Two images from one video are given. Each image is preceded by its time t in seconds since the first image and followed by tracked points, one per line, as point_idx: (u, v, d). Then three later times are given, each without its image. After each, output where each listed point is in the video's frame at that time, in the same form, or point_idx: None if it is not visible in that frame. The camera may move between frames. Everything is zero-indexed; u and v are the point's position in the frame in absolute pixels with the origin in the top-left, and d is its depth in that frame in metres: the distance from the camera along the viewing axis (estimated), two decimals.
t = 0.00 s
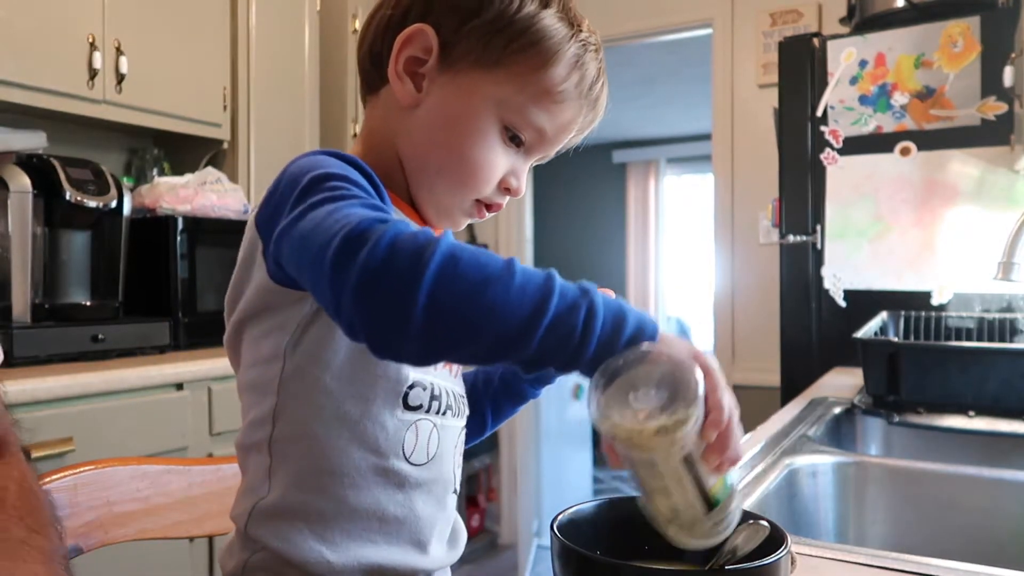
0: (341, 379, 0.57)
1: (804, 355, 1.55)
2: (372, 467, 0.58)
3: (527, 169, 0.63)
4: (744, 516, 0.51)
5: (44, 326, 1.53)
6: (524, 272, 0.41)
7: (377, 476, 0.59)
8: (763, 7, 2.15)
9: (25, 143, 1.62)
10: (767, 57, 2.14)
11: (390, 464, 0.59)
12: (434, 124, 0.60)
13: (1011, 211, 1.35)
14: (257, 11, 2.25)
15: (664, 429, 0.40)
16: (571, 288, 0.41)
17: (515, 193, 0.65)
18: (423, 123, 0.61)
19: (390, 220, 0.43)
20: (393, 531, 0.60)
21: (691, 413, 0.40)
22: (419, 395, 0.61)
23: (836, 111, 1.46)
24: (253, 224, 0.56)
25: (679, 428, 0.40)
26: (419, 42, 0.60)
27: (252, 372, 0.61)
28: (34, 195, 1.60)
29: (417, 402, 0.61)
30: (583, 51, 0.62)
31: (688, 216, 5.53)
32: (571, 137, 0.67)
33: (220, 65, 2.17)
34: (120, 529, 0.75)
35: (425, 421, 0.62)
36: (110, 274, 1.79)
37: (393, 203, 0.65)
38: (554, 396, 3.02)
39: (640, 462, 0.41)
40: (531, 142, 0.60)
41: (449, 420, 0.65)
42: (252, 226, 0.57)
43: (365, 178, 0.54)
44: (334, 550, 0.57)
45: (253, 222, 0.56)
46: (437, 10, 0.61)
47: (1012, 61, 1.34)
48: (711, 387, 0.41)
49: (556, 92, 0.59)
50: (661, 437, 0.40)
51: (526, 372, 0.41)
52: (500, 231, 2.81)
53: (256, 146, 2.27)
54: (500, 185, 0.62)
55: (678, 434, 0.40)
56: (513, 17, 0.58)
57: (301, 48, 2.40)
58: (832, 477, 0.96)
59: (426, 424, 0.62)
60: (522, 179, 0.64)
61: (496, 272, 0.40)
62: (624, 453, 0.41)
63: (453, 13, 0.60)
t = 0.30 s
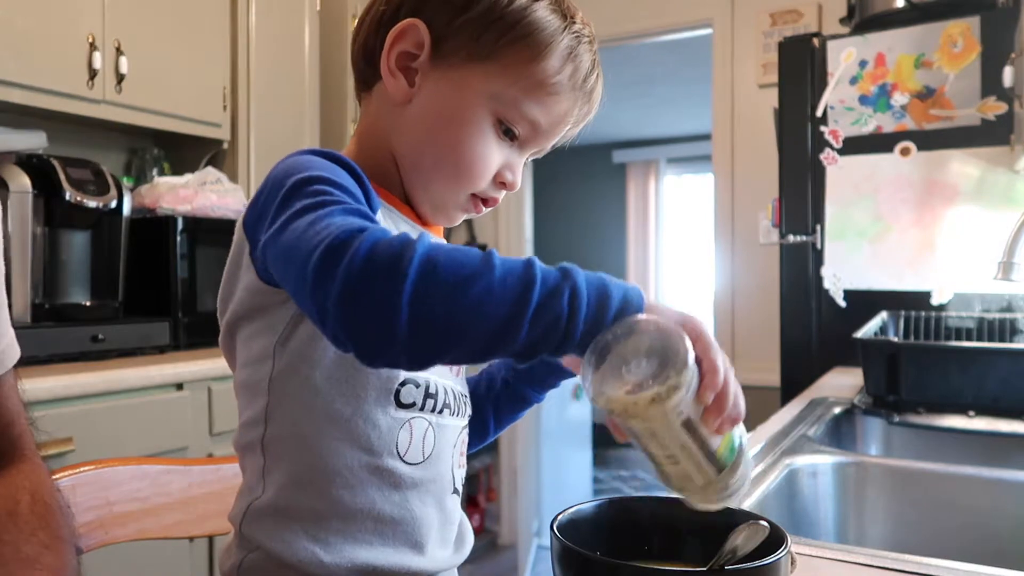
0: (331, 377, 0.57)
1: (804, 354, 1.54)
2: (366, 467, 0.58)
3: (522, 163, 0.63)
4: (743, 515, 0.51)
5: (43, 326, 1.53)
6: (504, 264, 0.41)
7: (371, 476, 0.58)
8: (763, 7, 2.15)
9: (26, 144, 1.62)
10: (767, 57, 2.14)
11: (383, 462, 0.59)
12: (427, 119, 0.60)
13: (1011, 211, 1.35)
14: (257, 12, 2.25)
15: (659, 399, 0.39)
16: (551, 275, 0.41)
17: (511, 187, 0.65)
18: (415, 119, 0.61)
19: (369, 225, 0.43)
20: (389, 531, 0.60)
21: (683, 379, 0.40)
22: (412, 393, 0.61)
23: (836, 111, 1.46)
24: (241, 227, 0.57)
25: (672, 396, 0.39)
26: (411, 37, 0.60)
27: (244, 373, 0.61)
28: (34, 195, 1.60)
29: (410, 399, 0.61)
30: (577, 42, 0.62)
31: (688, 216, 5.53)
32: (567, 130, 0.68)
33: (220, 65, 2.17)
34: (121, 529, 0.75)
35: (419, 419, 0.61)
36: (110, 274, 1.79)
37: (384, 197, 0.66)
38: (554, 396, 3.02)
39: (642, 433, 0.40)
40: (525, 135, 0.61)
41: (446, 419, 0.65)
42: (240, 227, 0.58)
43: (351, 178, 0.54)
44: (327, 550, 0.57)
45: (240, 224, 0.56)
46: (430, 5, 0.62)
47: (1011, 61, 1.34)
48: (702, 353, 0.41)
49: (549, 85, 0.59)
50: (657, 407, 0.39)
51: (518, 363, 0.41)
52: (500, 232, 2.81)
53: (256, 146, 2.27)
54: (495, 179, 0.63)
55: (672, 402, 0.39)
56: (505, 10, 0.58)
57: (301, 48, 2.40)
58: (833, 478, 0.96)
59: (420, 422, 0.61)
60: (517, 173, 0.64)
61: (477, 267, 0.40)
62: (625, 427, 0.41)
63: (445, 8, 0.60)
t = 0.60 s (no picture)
0: (338, 380, 0.57)
1: (804, 354, 1.54)
2: (375, 468, 0.58)
3: (522, 154, 0.64)
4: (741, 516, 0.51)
5: (43, 326, 1.53)
6: (493, 264, 0.41)
7: (380, 478, 0.58)
8: (763, 7, 2.15)
9: (28, 144, 1.67)
10: (767, 57, 2.14)
11: (392, 463, 0.59)
12: (426, 112, 0.61)
13: (1012, 211, 1.36)
14: (257, 11, 2.25)
15: (663, 387, 0.39)
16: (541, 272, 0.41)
17: (513, 177, 0.66)
18: (413, 112, 0.62)
19: (361, 231, 0.43)
20: (400, 533, 0.59)
21: (688, 365, 0.39)
22: (418, 392, 0.61)
23: (836, 111, 1.46)
24: (238, 234, 0.57)
25: (677, 383, 0.39)
26: (407, 30, 0.61)
27: (248, 380, 0.61)
28: (33, 195, 1.60)
29: (416, 399, 0.61)
30: (572, 30, 0.62)
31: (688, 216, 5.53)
32: (567, 119, 0.68)
33: (220, 65, 2.17)
34: (121, 529, 0.75)
35: (426, 419, 0.62)
36: (110, 274, 1.79)
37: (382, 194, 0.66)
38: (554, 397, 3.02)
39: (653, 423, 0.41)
40: (524, 125, 0.61)
41: (452, 418, 0.65)
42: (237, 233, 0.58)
43: (347, 180, 0.54)
44: (342, 555, 0.57)
45: (237, 229, 0.57)
46: None
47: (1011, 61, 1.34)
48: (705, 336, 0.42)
49: (547, 73, 0.59)
50: (662, 396, 0.39)
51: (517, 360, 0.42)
52: (501, 231, 2.81)
53: (256, 146, 2.27)
54: (496, 170, 0.63)
55: (676, 389, 0.39)
56: None
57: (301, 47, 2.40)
58: (832, 478, 0.96)
59: (427, 422, 0.62)
60: (517, 163, 0.65)
61: (468, 268, 0.40)
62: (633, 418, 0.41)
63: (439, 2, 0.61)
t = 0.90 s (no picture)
0: (347, 376, 0.58)
1: (804, 355, 1.54)
2: (388, 464, 0.58)
3: (517, 146, 0.66)
4: (741, 516, 0.51)
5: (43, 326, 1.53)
6: (479, 246, 0.41)
7: (394, 472, 0.59)
8: (764, 7, 2.15)
9: (26, 143, 1.69)
10: (767, 57, 2.14)
11: (405, 458, 0.59)
12: (420, 105, 0.62)
13: (1011, 211, 1.36)
14: (257, 12, 2.25)
15: (652, 370, 0.41)
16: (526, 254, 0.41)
17: (507, 171, 0.67)
18: (408, 106, 0.62)
19: (342, 210, 0.43)
20: (415, 528, 0.60)
21: (675, 343, 0.41)
22: (426, 385, 0.62)
23: (836, 111, 1.46)
24: (234, 232, 0.57)
25: (666, 364, 0.41)
26: (400, 22, 0.62)
27: (255, 383, 0.61)
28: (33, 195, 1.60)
29: (425, 392, 0.61)
30: (566, 22, 0.63)
31: (688, 216, 5.53)
32: (561, 111, 0.69)
33: (220, 65, 2.17)
34: (121, 529, 0.75)
35: (434, 411, 0.62)
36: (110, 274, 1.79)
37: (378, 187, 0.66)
38: (554, 396, 3.02)
39: (647, 410, 0.42)
40: (519, 118, 0.62)
41: (459, 410, 0.66)
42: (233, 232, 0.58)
43: (339, 174, 0.54)
44: (360, 554, 0.57)
45: (234, 232, 0.57)
46: None
47: (1011, 61, 1.34)
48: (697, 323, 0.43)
49: (541, 65, 0.60)
50: (653, 378, 0.41)
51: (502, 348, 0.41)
52: (500, 231, 2.80)
53: (256, 146, 2.27)
54: (492, 164, 0.65)
55: (666, 370, 0.41)
56: None
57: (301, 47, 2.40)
58: (832, 478, 0.96)
59: (436, 415, 0.62)
60: (513, 157, 0.67)
61: (451, 248, 0.40)
62: (624, 404, 0.43)
63: None
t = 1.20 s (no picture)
0: (353, 375, 0.58)
1: (804, 355, 1.55)
2: (394, 463, 0.59)
3: (517, 142, 0.66)
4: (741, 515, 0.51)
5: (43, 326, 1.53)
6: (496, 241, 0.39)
7: (400, 471, 0.59)
8: (763, 8, 2.15)
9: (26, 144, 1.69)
10: (767, 57, 2.14)
11: (411, 456, 0.59)
12: (419, 101, 0.62)
13: (1011, 211, 1.36)
14: (257, 12, 2.25)
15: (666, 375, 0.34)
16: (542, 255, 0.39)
17: (508, 168, 0.68)
18: (408, 102, 0.63)
19: (355, 195, 0.42)
20: (421, 527, 0.60)
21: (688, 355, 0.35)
22: (431, 383, 0.62)
23: (835, 111, 1.46)
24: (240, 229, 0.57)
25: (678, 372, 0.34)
26: (397, 18, 0.61)
27: (261, 383, 0.60)
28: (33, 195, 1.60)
29: (430, 390, 0.61)
30: (566, 16, 0.64)
31: (688, 216, 5.53)
32: (561, 106, 0.70)
33: (220, 65, 2.17)
34: (121, 529, 0.75)
35: (441, 410, 0.62)
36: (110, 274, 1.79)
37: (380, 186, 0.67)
38: (554, 396, 3.02)
39: (645, 421, 0.34)
40: (519, 114, 0.62)
41: (466, 407, 0.66)
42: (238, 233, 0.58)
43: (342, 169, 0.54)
44: (365, 553, 0.57)
45: (237, 227, 0.57)
46: None
47: (1011, 61, 1.34)
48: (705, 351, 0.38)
49: (542, 60, 0.60)
50: (667, 382, 0.34)
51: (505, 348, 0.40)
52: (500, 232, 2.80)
53: (256, 146, 2.27)
54: (492, 160, 0.66)
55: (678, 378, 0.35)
56: None
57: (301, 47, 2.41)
58: (832, 478, 0.96)
59: (442, 413, 0.62)
60: (513, 153, 0.68)
61: (468, 238, 0.38)
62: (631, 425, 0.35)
63: None
